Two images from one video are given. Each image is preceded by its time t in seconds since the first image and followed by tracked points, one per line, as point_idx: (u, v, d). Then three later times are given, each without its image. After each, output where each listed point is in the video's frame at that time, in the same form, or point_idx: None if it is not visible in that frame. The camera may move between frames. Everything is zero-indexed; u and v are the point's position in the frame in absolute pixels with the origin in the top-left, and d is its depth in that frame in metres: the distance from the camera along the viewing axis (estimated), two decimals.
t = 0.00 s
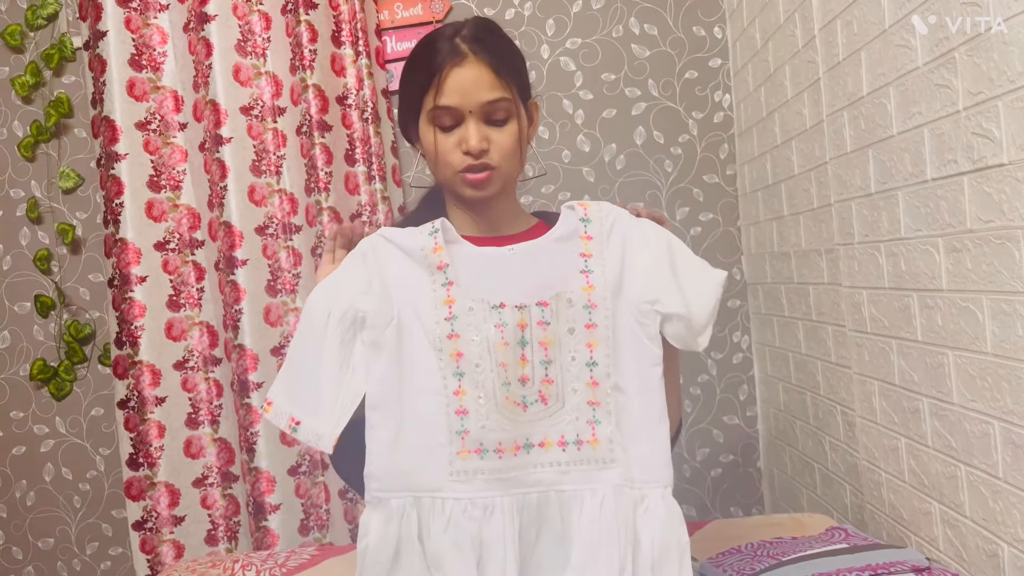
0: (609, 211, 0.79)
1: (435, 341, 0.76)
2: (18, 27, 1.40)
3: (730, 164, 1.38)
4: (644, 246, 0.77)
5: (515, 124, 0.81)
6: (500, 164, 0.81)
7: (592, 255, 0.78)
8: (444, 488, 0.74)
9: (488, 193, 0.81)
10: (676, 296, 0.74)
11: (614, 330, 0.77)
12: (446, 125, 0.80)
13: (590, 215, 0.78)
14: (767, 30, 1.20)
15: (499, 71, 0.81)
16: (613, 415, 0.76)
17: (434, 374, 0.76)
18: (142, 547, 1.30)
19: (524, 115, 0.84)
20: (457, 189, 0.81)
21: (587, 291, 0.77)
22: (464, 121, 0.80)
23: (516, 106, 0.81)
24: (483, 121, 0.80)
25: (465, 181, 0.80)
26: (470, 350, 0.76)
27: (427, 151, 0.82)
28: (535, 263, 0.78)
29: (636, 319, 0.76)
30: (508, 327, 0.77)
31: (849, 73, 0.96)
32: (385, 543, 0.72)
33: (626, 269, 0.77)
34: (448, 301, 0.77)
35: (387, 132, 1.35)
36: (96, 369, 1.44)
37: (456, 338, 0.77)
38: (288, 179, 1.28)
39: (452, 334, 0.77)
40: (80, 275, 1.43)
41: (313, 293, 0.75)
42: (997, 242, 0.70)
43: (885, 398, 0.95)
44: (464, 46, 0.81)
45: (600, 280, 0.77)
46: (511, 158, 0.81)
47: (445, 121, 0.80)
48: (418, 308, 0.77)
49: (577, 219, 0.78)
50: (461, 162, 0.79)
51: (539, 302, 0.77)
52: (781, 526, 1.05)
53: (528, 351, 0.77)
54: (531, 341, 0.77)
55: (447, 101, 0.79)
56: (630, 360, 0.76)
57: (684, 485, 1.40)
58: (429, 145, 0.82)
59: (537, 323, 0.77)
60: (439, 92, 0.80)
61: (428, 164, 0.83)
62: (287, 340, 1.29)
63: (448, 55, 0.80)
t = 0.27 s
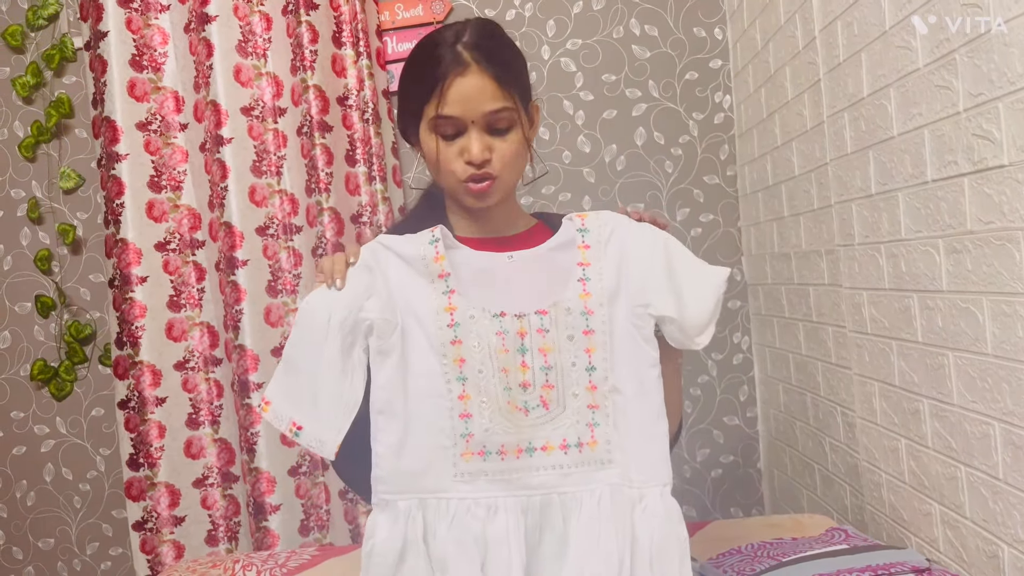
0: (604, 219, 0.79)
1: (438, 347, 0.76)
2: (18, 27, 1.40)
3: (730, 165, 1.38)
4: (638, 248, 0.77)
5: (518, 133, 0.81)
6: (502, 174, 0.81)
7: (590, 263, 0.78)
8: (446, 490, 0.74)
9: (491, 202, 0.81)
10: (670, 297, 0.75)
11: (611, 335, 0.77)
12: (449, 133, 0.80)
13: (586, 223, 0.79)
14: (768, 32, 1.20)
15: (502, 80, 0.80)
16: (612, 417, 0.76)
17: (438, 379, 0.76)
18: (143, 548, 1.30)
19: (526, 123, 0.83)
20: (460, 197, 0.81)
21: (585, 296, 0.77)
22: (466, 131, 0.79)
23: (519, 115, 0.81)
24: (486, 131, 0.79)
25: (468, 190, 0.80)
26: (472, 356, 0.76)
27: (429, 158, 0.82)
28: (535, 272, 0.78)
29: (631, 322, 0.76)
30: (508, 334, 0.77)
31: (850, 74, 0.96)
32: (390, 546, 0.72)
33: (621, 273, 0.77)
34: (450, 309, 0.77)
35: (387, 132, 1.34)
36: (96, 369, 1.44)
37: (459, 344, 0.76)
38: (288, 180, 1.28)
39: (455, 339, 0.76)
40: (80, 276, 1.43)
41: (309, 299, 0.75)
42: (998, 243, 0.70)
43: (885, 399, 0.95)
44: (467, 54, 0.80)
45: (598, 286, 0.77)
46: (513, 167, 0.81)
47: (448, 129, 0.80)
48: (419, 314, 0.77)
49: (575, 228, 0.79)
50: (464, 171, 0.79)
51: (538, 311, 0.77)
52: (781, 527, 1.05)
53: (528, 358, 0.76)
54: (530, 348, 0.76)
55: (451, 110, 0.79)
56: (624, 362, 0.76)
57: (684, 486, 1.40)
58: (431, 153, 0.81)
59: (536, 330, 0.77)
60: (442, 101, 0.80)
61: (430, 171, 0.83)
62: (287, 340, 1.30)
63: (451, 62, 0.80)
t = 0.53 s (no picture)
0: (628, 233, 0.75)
1: (436, 367, 0.77)
2: (19, 27, 1.40)
3: (731, 167, 1.38)
4: (654, 274, 0.74)
5: (505, 93, 0.82)
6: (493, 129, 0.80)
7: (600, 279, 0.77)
8: (446, 510, 0.74)
9: (484, 155, 0.79)
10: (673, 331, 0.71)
11: (614, 356, 0.76)
12: (438, 101, 0.82)
13: (603, 234, 0.75)
14: (768, 33, 1.21)
15: (484, 51, 0.85)
16: (612, 440, 0.76)
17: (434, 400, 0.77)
18: (143, 547, 1.30)
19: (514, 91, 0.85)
20: (454, 158, 0.80)
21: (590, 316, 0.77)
22: (453, 91, 0.81)
23: (504, 78, 0.83)
24: (472, 90, 0.81)
25: (460, 147, 0.79)
26: (470, 375, 0.77)
27: (423, 133, 0.83)
28: (537, 285, 0.77)
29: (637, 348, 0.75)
30: (507, 352, 0.78)
31: (850, 75, 0.96)
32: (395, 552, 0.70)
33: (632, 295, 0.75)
34: (447, 325, 0.77)
35: (388, 133, 1.35)
36: (97, 369, 1.44)
37: (457, 363, 0.77)
38: (290, 181, 1.28)
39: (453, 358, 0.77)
40: (81, 276, 1.43)
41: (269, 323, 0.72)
42: (997, 244, 0.70)
43: (885, 400, 0.95)
44: (448, 37, 0.87)
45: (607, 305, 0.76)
46: (504, 120, 0.80)
47: (436, 98, 0.82)
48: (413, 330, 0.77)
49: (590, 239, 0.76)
50: (454, 128, 0.80)
51: (540, 327, 0.78)
52: (781, 528, 1.05)
53: (527, 374, 0.78)
54: (529, 364, 0.78)
55: (437, 77, 0.82)
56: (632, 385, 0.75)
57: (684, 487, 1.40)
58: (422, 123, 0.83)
59: (535, 347, 0.78)
60: (429, 74, 0.84)
61: (426, 148, 0.84)
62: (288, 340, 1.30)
63: (433, 44, 0.86)
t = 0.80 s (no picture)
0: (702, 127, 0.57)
1: (411, 309, 0.56)
2: (21, 27, 1.40)
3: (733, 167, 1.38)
4: (743, 192, 0.56)
5: (512, 103, 0.82)
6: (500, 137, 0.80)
7: (666, 202, 0.58)
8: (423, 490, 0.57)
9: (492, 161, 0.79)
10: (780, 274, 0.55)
11: (672, 295, 0.57)
12: (446, 104, 0.81)
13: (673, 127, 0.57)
14: (771, 33, 1.20)
15: (492, 60, 0.85)
16: (665, 421, 0.58)
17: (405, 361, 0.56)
18: (145, 547, 1.30)
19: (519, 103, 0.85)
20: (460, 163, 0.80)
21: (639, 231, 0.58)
22: (462, 96, 0.81)
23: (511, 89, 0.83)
24: (481, 97, 0.81)
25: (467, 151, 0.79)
26: (464, 320, 0.57)
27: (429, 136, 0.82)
28: (567, 202, 0.59)
29: (708, 304, 0.57)
30: (519, 290, 0.58)
31: (853, 75, 0.96)
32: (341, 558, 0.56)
33: (711, 221, 0.57)
34: (435, 250, 0.57)
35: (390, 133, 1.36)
36: (98, 369, 1.44)
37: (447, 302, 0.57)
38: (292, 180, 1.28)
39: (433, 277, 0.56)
40: (83, 276, 1.43)
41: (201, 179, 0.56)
42: (1001, 245, 0.70)
43: (888, 401, 0.94)
44: (458, 43, 0.87)
45: (671, 241, 0.57)
46: (510, 129, 0.81)
47: (445, 100, 0.81)
48: (392, 259, 0.56)
49: (662, 136, 0.57)
50: (462, 132, 0.79)
51: (571, 259, 0.59)
52: (783, 528, 1.05)
53: (547, 323, 0.59)
54: (554, 311, 0.59)
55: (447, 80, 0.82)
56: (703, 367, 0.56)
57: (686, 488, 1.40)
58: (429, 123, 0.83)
59: (562, 290, 0.59)
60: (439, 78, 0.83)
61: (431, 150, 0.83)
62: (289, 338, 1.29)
63: (443, 50, 0.86)
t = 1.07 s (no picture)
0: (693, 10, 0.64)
1: (434, 175, 0.62)
2: (23, 25, 1.40)
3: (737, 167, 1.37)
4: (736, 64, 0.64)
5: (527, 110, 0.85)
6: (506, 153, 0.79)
7: (667, 65, 0.64)
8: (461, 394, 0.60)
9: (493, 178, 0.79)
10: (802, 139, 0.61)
11: (702, 154, 0.63)
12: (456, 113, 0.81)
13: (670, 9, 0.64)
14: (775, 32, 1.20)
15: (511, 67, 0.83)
16: (717, 268, 0.62)
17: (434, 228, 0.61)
18: (146, 547, 1.30)
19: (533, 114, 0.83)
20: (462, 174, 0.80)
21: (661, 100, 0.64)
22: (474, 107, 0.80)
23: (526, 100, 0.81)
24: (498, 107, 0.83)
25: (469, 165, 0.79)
26: (482, 184, 0.62)
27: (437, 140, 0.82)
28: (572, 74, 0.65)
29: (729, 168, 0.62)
30: (540, 150, 0.63)
31: (858, 74, 0.95)
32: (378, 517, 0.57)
33: (716, 80, 0.64)
34: (449, 123, 0.63)
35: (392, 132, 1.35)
36: (100, 368, 1.44)
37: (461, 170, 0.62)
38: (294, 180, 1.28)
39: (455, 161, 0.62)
40: (85, 275, 1.43)
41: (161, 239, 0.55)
42: (1007, 244, 0.70)
43: (892, 401, 0.94)
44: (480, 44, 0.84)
45: (680, 92, 0.64)
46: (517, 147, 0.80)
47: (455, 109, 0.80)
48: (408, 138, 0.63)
49: (654, 13, 0.64)
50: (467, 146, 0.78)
51: (587, 122, 0.64)
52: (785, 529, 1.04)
53: (574, 189, 0.62)
54: (578, 175, 0.63)
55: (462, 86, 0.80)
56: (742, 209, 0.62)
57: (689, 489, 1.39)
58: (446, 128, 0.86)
59: (584, 147, 0.63)
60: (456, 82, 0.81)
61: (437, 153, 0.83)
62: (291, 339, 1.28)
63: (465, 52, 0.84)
